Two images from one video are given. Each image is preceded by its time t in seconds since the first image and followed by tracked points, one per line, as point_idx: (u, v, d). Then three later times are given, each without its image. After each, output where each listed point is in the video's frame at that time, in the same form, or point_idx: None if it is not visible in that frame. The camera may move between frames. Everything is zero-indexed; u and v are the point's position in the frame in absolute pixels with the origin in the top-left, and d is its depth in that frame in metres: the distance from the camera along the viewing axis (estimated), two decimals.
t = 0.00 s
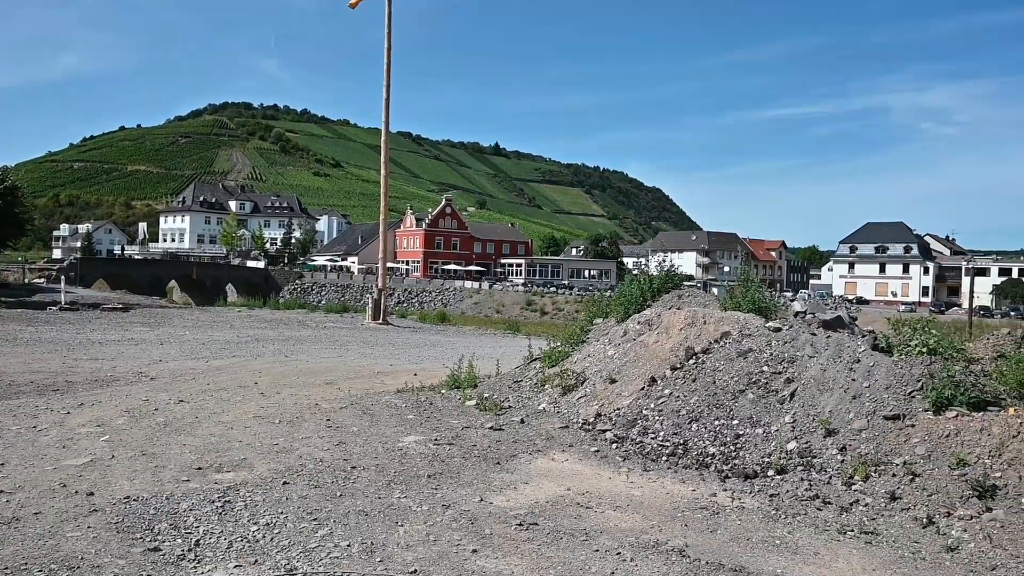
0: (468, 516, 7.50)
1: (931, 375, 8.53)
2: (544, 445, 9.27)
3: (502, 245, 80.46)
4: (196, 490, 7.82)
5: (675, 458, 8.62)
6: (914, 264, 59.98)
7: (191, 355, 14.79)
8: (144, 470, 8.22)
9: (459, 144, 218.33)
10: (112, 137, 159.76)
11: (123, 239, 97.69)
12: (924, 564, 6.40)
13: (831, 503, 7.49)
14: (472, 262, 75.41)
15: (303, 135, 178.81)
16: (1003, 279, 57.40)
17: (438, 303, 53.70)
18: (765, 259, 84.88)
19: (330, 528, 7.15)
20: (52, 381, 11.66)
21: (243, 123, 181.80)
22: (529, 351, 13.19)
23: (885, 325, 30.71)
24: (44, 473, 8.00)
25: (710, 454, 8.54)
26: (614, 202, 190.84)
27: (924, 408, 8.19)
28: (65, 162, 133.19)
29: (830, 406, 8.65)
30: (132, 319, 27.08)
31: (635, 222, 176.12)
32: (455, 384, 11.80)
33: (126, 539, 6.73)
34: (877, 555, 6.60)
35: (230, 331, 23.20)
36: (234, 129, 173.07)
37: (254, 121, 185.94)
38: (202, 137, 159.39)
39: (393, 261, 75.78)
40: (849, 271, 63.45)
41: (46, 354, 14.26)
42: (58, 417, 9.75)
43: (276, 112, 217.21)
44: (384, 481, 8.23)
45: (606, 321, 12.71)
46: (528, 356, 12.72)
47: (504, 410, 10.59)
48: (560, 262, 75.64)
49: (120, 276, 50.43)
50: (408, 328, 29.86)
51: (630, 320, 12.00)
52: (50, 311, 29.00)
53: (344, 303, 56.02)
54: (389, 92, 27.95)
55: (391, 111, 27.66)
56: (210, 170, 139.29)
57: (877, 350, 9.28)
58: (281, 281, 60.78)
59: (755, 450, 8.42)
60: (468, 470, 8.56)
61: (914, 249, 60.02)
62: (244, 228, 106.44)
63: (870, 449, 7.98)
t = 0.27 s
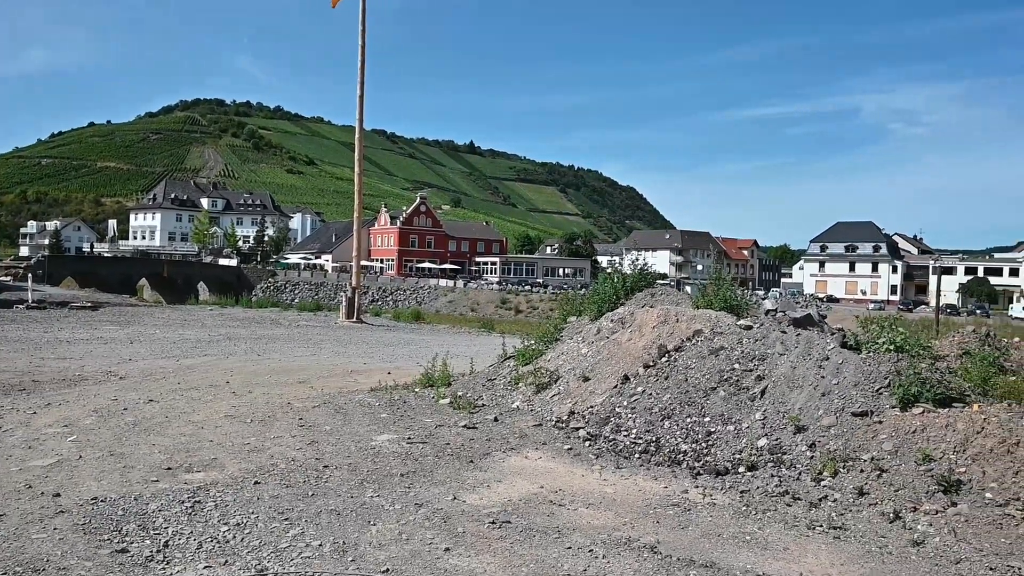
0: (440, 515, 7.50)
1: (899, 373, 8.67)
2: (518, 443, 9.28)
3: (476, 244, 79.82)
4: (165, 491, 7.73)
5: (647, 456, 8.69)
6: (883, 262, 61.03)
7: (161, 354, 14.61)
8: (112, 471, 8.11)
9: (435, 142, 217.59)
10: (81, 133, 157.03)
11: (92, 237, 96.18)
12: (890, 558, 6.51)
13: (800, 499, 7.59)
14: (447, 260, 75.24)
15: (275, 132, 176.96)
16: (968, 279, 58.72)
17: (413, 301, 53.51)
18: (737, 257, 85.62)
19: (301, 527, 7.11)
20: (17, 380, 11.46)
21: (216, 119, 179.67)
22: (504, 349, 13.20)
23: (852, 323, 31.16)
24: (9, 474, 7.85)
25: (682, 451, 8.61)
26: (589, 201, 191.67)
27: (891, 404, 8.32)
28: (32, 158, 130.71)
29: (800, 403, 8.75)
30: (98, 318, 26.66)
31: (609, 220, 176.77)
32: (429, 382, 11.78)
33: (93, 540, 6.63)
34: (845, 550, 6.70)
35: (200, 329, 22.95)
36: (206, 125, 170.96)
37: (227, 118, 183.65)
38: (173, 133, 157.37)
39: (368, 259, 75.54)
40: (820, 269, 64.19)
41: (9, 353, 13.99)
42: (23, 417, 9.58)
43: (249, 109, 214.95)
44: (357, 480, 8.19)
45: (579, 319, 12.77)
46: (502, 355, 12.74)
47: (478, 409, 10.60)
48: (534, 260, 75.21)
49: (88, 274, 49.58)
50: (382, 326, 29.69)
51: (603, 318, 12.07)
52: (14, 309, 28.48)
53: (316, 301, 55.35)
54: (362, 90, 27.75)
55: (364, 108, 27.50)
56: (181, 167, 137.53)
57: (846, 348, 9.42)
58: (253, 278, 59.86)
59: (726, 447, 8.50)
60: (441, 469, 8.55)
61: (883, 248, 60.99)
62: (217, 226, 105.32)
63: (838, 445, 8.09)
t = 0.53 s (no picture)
0: (413, 514, 7.48)
1: (867, 370, 8.79)
2: (491, 441, 9.28)
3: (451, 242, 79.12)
4: (133, 492, 7.63)
5: (620, 454, 8.73)
6: (853, 262, 61.90)
7: (130, 354, 14.41)
8: (79, 472, 7.98)
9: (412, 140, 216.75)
10: (48, 129, 154.17)
11: (60, 234, 94.56)
12: (858, 553, 6.61)
13: (771, 496, 7.67)
14: (422, 259, 74.88)
15: (248, 129, 174.99)
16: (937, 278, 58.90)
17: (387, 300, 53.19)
18: (711, 257, 86.30)
19: (272, 528, 7.05)
20: None
21: (187, 116, 177.38)
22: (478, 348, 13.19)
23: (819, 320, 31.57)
24: None
25: (655, 449, 8.66)
26: (565, 200, 192.19)
27: (860, 402, 8.43)
28: None
29: (770, 400, 8.84)
30: (65, 317, 26.23)
31: (584, 219, 177.26)
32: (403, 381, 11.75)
33: (58, 543, 6.52)
34: (814, 545, 6.79)
35: (171, 329, 22.69)
36: (177, 122, 168.71)
37: (198, 115, 181.24)
38: (144, 130, 155.09)
39: (342, 258, 75.08)
40: (791, 269, 65.03)
41: None
42: None
43: (222, 106, 212.52)
44: (329, 480, 8.15)
45: (553, 318, 12.81)
46: (476, 353, 12.73)
47: (452, 407, 10.59)
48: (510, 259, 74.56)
49: (56, 271, 48.76)
50: (356, 325, 29.53)
51: (577, 317, 12.11)
52: None
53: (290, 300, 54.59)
54: (336, 87, 27.57)
55: (338, 106, 27.34)
56: (152, 164, 135.59)
57: (816, 346, 9.54)
58: (225, 277, 59.71)
59: (698, 445, 8.57)
60: (415, 468, 8.53)
61: (854, 247, 61.85)
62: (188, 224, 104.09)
63: (808, 442, 8.18)
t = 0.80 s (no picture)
0: (384, 513, 7.44)
1: (835, 367, 8.90)
2: (463, 440, 9.27)
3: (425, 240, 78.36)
4: (98, 493, 7.51)
5: (592, 451, 8.75)
6: (824, 261, 62.47)
7: (96, 353, 14.16)
8: (43, 473, 7.84)
9: (387, 137, 215.56)
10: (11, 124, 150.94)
11: (25, 231, 92.73)
12: (826, 547, 6.69)
13: (740, 492, 7.73)
14: (396, 257, 74.34)
15: (219, 125, 172.75)
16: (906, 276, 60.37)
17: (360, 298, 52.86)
18: (684, 255, 86.91)
19: (241, 528, 6.97)
20: None
21: (156, 111, 174.74)
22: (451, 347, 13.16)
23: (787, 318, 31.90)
24: None
25: (626, 446, 8.70)
26: (538, 198, 192.41)
27: (828, 398, 8.54)
28: None
29: (741, 397, 8.92)
30: (31, 316, 25.75)
31: (558, 218, 177.38)
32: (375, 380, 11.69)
33: (21, 546, 6.38)
34: (782, 540, 6.86)
35: (140, 327, 22.39)
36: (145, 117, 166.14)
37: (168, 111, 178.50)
38: (111, 125, 152.49)
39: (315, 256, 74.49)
40: (764, 267, 65.71)
41: None
42: None
43: (191, 101, 209.63)
44: (299, 479, 8.08)
45: (527, 316, 12.83)
46: (449, 352, 12.70)
47: (424, 406, 10.56)
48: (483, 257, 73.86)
49: (21, 267, 48.45)
50: (329, 323, 29.29)
51: (550, 316, 12.14)
52: None
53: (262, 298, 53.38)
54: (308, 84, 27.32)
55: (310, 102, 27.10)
56: (120, 160, 133.33)
57: (786, 344, 9.64)
58: (195, 275, 57.88)
59: (669, 442, 8.62)
60: (386, 467, 8.49)
61: (824, 246, 62.27)
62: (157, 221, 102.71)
63: (777, 438, 8.26)
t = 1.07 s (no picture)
0: (353, 513, 7.39)
1: (801, 364, 9.00)
2: (433, 438, 9.25)
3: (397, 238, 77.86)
4: (59, 496, 7.36)
5: (562, 449, 8.77)
6: (791, 259, 63.23)
7: (58, 353, 13.89)
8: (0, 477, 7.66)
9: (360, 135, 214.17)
10: None
11: None
12: (791, 542, 6.77)
13: (708, 488, 7.80)
14: (367, 255, 73.69)
15: (187, 122, 170.26)
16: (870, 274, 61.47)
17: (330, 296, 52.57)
18: (654, 254, 87.47)
19: (206, 530, 6.88)
20: None
21: (121, 107, 171.62)
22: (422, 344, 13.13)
23: (751, 315, 32.34)
24: None
25: (596, 444, 8.72)
26: (510, 196, 192.41)
27: (794, 395, 8.63)
28: None
29: (709, 394, 8.99)
30: None
31: (530, 216, 177.62)
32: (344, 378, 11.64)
33: None
34: (749, 536, 6.92)
35: (105, 327, 22.06)
36: (110, 113, 163.11)
37: (135, 107, 175.45)
38: (75, 121, 149.47)
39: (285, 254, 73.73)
40: (732, 265, 66.37)
41: None
42: None
43: (158, 97, 206.33)
44: (267, 480, 8.00)
45: (498, 314, 12.86)
46: (420, 350, 12.67)
47: (395, 405, 10.53)
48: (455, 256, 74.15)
49: None
50: (298, 322, 29.18)
51: (521, 314, 12.17)
52: None
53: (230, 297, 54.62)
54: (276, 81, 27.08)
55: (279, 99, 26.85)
56: (84, 156, 130.82)
57: (753, 341, 9.73)
58: (163, 273, 58.87)
59: (638, 439, 8.67)
60: (355, 466, 8.45)
61: (791, 245, 63.18)
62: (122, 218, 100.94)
63: (744, 435, 8.34)
